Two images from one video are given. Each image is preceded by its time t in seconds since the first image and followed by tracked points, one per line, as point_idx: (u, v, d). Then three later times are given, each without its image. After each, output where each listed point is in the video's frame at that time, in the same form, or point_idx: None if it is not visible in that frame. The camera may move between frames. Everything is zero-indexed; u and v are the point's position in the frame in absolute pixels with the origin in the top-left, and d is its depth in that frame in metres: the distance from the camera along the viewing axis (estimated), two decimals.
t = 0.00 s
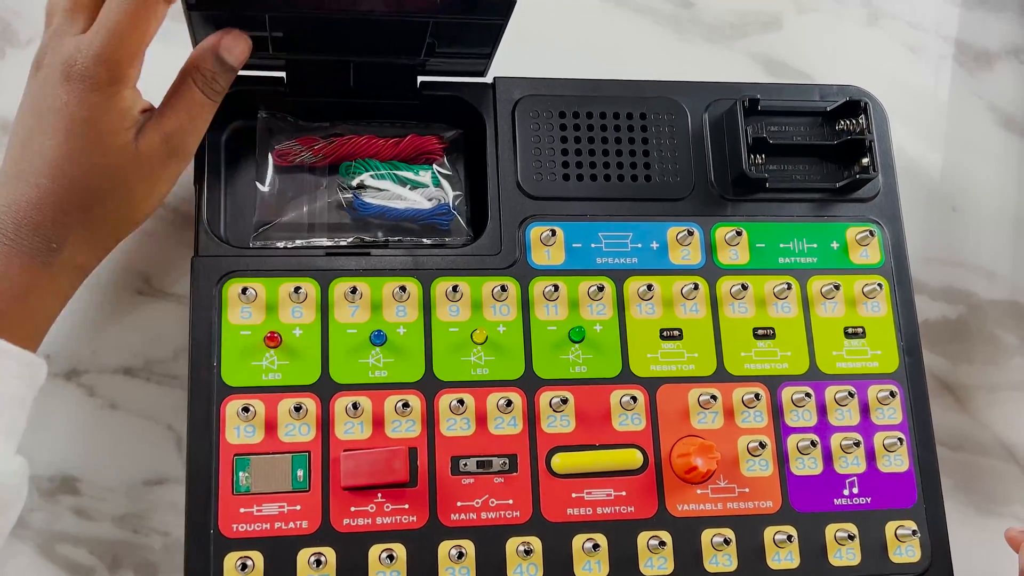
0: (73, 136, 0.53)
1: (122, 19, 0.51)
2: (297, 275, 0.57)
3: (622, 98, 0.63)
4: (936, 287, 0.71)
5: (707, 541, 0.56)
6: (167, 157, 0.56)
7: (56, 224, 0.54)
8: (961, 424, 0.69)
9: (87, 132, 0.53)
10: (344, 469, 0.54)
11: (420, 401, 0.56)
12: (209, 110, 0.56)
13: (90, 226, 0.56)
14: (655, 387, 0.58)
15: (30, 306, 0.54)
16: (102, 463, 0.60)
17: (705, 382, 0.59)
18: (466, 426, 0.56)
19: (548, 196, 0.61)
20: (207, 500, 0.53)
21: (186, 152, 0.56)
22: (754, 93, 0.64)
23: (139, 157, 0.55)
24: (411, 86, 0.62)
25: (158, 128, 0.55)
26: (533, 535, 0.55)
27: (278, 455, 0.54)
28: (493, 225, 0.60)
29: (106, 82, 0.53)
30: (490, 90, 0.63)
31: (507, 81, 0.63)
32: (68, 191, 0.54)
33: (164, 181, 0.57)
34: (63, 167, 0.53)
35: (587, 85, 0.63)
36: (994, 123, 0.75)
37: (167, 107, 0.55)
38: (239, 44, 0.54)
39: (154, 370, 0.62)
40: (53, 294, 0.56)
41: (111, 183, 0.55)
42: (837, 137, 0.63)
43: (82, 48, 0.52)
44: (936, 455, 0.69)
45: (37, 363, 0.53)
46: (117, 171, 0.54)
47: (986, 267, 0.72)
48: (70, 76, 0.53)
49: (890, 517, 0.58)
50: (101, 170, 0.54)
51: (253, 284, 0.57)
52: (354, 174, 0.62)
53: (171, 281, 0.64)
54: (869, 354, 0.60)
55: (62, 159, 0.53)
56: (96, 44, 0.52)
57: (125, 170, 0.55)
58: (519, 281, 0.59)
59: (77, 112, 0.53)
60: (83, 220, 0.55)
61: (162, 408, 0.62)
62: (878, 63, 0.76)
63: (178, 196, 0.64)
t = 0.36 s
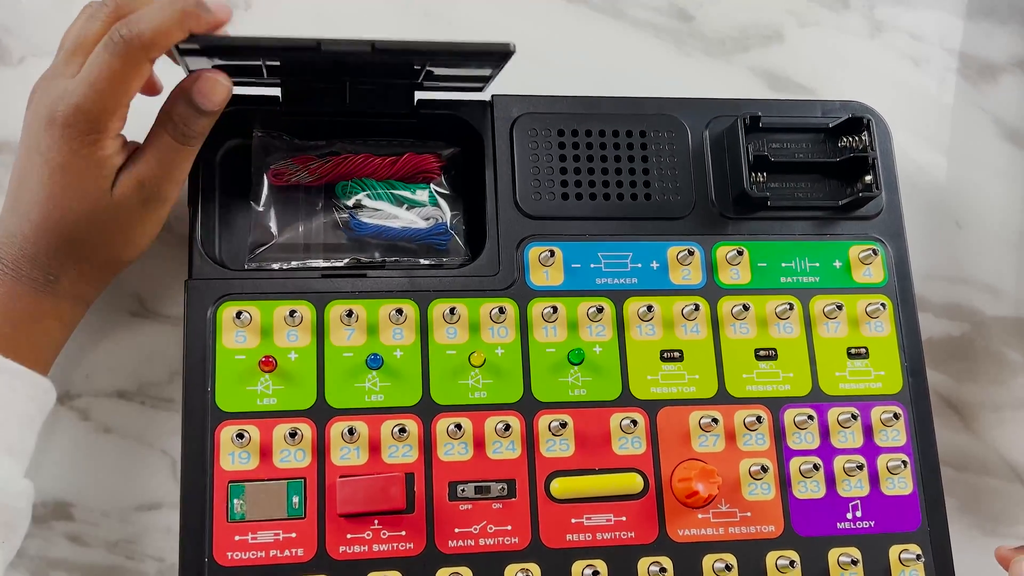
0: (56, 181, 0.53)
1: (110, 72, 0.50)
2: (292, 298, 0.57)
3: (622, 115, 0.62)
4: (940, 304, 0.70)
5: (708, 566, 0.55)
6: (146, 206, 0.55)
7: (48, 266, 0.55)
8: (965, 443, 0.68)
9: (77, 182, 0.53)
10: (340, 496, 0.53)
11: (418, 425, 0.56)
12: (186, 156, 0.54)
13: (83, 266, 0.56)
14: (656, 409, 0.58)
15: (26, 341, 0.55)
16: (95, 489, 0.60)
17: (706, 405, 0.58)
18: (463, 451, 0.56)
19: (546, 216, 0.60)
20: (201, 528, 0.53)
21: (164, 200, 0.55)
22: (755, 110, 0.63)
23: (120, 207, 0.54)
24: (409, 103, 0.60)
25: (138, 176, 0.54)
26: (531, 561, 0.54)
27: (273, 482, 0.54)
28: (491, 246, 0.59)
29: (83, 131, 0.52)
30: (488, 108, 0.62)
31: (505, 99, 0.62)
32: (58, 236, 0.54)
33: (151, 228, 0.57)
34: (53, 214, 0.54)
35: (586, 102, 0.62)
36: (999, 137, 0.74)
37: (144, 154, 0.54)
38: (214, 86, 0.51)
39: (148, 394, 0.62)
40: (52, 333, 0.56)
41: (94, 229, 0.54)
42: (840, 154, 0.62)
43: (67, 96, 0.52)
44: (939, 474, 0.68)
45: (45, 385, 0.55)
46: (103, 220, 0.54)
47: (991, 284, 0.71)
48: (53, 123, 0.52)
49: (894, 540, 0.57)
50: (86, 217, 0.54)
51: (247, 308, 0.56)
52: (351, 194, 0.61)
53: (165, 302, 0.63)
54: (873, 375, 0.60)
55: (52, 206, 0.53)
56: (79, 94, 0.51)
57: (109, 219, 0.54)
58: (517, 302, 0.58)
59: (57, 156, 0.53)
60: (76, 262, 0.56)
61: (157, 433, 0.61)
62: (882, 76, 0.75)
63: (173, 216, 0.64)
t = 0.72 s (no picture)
0: (23, 241, 0.49)
1: (99, 147, 0.47)
2: (287, 304, 0.56)
3: (621, 117, 0.61)
4: (944, 306, 0.69)
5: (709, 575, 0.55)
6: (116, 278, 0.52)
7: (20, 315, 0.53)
8: (969, 448, 0.67)
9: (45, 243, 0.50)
10: (336, 505, 0.53)
11: (415, 433, 0.55)
12: (162, 233, 0.50)
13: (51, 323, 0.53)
14: (657, 416, 0.57)
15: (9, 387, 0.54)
16: (90, 498, 0.59)
17: (708, 411, 0.57)
18: (461, 459, 0.55)
19: (545, 220, 0.59)
20: (196, 538, 0.52)
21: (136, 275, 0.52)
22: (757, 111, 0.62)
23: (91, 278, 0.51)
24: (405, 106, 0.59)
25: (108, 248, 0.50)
26: (531, 571, 0.54)
27: (269, 491, 0.53)
28: (489, 250, 0.59)
29: (50, 196, 0.48)
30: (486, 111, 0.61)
31: (503, 101, 0.61)
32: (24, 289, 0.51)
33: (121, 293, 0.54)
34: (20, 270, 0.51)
35: (585, 104, 0.61)
36: (1004, 137, 0.73)
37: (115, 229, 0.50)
38: (193, 153, 0.48)
39: (143, 401, 0.61)
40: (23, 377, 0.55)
41: (65, 290, 0.51)
42: (843, 155, 0.61)
43: (38, 153, 0.48)
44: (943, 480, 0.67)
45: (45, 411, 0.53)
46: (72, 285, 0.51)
47: (996, 287, 0.70)
48: (16, 181, 0.48)
49: (898, 548, 0.56)
50: (55, 281, 0.51)
51: (242, 314, 0.55)
52: (348, 198, 0.59)
53: (160, 308, 0.62)
54: (877, 380, 0.59)
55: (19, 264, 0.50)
56: (53, 156, 0.47)
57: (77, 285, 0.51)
58: (515, 307, 0.58)
59: (21, 217, 0.48)
60: (46, 315, 0.53)
61: (152, 441, 0.60)
62: (886, 76, 0.74)
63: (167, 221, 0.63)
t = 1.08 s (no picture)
0: (32, 291, 0.48)
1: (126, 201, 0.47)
2: (291, 295, 0.56)
3: (625, 109, 0.61)
4: (949, 297, 0.69)
5: (714, 564, 0.55)
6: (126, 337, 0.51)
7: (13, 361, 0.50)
8: (973, 438, 0.67)
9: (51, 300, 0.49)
10: (341, 495, 0.53)
11: (419, 423, 0.55)
12: (179, 299, 0.50)
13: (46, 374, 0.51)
14: (661, 406, 0.57)
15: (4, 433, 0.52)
16: (95, 488, 0.59)
17: (712, 401, 0.57)
18: (466, 449, 0.55)
19: (548, 211, 0.59)
20: (201, 527, 0.52)
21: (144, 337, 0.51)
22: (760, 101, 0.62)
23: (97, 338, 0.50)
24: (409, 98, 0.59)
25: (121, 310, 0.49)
26: (535, 560, 0.54)
27: (274, 481, 0.53)
28: (493, 241, 0.59)
29: (67, 248, 0.47)
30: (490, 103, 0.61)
31: (507, 92, 0.61)
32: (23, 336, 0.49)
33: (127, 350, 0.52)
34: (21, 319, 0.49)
35: (588, 94, 0.61)
36: (1008, 128, 0.73)
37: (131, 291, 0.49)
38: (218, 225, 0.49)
39: (148, 392, 0.61)
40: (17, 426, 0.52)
41: (68, 343, 0.50)
42: (848, 146, 0.61)
43: (58, 203, 0.47)
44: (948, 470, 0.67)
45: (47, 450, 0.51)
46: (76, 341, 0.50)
47: (1000, 277, 0.70)
48: (32, 230, 0.47)
49: (902, 537, 0.56)
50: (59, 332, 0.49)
51: (247, 305, 0.55)
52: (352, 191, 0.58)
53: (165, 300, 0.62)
54: (881, 370, 0.59)
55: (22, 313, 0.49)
56: (73, 209, 0.47)
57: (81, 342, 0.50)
58: (519, 298, 0.58)
59: (32, 267, 0.48)
60: (40, 367, 0.51)
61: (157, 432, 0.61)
62: (890, 66, 0.74)
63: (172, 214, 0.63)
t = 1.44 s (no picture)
0: (27, 196, 0.51)
1: (81, 81, 0.52)
2: (298, 283, 0.56)
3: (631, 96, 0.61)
4: (957, 287, 0.69)
5: (720, 553, 0.55)
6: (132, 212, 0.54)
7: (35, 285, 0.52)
8: (981, 428, 0.67)
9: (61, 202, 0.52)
10: (347, 483, 0.53)
11: (425, 411, 0.55)
12: (173, 159, 0.53)
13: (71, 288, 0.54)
14: (667, 394, 0.57)
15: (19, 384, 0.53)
16: (102, 476, 0.59)
17: (718, 389, 0.57)
18: (472, 437, 0.55)
19: (554, 199, 0.59)
20: (208, 514, 0.52)
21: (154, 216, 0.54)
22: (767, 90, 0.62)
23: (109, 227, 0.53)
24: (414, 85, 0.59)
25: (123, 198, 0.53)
26: (542, 548, 0.54)
27: (280, 469, 0.53)
28: (499, 229, 0.59)
29: (41, 142, 0.51)
30: (496, 91, 0.61)
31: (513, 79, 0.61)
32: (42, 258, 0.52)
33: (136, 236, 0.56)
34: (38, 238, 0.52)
35: (595, 82, 0.61)
36: (1016, 116, 0.73)
37: (128, 160, 0.52)
38: (198, 92, 0.50)
39: (154, 381, 0.61)
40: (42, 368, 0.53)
41: (78, 240, 0.52)
42: (855, 134, 0.60)
43: (25, 109, 0.51)
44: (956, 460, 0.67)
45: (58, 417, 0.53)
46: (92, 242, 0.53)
47: (1009, 266, 0.70)
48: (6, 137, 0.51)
49: (909, 527, 0.56)
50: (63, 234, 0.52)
51: (253, 293, 0.55)
52: (357, 178, 0.60)
53: (171, 289, 0.62)
54: (888, 359, 0.58)
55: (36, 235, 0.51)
56: (39, 103, 0.51)
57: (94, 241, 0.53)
58: (525, 286, 0.58)
59: (21, 172, 0.51)
60: (62, 281, 0.53)
61: (164, 420, 0.61)
62: (899, 55, 0.73)
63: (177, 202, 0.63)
